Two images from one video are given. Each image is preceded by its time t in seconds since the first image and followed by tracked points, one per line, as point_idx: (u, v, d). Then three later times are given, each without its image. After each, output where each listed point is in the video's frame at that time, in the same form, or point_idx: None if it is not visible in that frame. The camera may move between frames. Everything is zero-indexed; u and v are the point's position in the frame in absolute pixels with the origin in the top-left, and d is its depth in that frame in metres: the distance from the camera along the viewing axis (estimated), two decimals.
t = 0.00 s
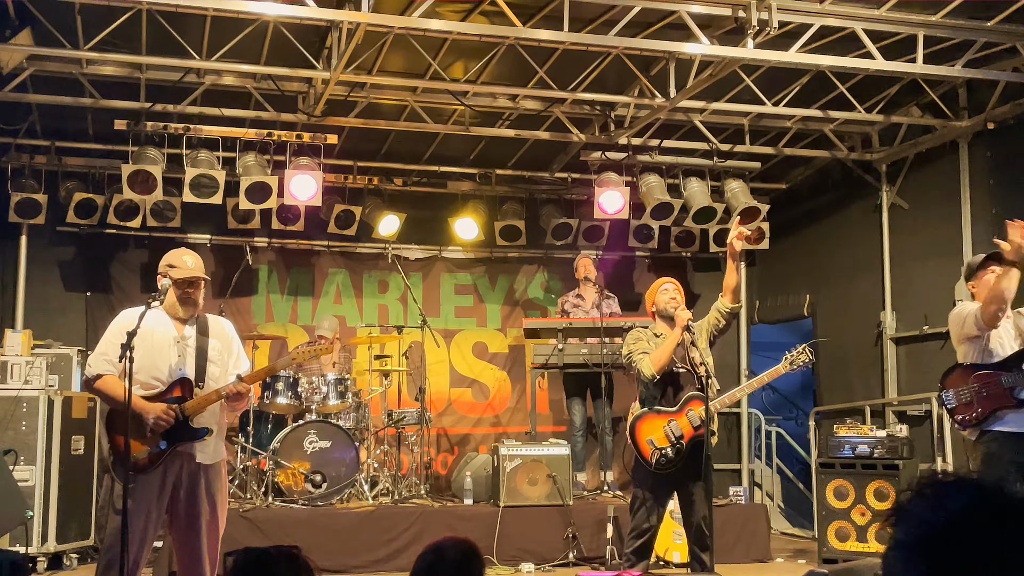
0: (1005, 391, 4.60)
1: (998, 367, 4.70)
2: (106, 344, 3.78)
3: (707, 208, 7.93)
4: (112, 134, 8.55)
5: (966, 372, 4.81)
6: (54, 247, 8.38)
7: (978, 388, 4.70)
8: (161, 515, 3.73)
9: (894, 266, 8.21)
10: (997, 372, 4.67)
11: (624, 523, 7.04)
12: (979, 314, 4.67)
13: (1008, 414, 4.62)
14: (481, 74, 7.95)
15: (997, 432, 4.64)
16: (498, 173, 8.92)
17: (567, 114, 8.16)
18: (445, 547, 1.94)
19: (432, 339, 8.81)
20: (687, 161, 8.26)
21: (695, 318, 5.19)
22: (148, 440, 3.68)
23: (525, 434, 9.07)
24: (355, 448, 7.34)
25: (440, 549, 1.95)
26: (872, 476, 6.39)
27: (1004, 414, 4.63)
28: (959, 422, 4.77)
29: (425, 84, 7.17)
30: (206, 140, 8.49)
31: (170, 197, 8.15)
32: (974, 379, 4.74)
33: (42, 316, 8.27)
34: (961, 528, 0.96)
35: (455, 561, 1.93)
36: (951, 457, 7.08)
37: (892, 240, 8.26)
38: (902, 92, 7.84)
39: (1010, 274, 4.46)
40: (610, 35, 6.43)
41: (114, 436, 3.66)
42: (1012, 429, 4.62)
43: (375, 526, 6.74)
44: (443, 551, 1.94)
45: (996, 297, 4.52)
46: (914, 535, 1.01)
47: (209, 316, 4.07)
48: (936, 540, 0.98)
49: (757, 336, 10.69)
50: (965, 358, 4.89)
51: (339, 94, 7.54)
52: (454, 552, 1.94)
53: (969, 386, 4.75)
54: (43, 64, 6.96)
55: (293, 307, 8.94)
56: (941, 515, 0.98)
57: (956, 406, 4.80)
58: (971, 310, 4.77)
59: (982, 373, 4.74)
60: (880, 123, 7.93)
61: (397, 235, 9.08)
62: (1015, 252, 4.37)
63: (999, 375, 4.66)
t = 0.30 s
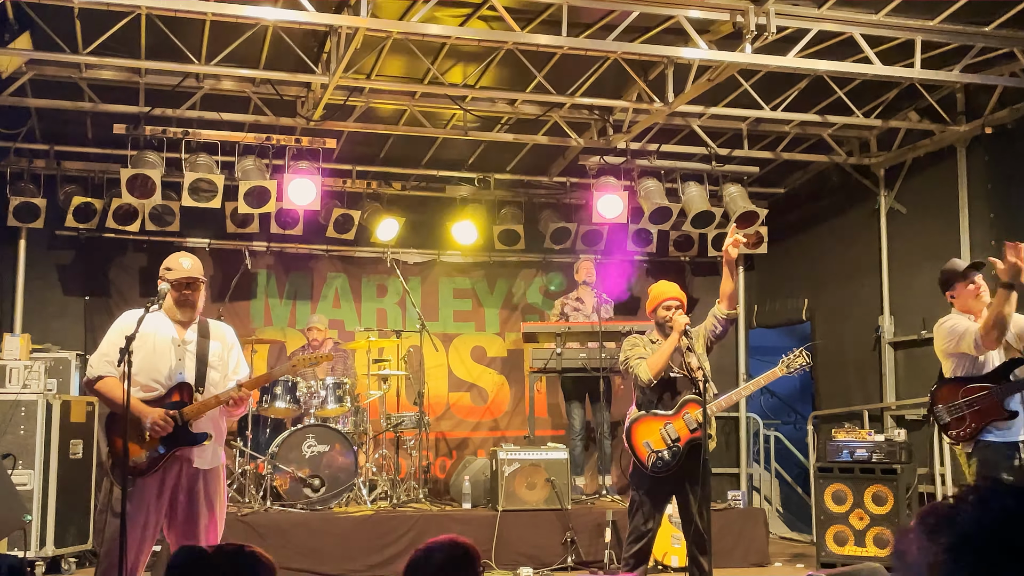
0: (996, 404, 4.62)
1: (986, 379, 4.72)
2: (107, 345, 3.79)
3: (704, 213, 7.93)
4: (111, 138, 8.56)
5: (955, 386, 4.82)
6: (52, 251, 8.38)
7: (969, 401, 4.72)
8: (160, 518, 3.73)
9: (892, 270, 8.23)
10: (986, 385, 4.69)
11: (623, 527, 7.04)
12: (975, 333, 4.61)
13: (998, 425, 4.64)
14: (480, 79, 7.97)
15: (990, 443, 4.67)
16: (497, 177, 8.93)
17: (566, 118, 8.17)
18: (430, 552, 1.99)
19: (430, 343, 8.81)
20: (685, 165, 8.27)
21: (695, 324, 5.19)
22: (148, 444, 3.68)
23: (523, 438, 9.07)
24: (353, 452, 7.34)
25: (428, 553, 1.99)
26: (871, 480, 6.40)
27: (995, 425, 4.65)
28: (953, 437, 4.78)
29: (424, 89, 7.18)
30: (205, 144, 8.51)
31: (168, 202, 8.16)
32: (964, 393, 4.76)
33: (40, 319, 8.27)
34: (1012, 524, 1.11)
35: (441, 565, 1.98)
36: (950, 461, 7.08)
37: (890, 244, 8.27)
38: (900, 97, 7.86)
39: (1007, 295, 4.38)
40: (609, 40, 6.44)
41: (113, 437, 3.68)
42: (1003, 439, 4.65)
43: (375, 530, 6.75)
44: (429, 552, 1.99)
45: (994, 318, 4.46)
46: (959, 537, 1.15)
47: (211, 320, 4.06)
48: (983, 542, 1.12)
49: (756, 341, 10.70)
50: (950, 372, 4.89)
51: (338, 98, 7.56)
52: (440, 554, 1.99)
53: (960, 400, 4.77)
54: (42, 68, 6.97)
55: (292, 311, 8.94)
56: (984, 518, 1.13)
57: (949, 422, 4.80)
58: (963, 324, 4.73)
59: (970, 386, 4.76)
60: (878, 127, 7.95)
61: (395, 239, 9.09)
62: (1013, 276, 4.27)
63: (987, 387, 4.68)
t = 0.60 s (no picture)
0: (991, 409, 4.64)
1: (985, 384, 4.72)
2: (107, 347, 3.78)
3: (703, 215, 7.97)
4: (109, 139, 8.56)
5: (950, 390, 4.83)
6: (50, 253, 8.38)
7: (964, 405, 4.73)
8: (159, 520, 3.71)
9: (890, 273, 8.23)
10: (985, 391, 4.68)
11: (621, 529, 7.05)
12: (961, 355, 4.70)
13: (993, 429, 4.66)
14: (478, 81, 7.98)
15: (983, 447, 4.69)
16: (495, 179, 8.93)
17: (564, 120, 8.18)
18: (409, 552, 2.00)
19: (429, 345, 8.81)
20: (683, 168, 8.28)
21: (693, 327, 5.20)
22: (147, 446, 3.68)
23: (521, 440, 9.07)
24: (351, 454, 7.35)
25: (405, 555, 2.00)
26: (869, 483, 6.38)
27: (990, 429, 4.67)
28: (946, 438, 4.77)
29: (422, 91, 7.18)
30: (204, 146, 8.51)
31: (167, 204, 8.16)
32: (959, 397, 4.77)
33: (38, 321, 8.27)
34: None
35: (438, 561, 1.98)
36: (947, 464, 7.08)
37: (888, 247, 8.28)
38: (897, 100, 7.87)
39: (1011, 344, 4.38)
40: (608, 42, 6.44)
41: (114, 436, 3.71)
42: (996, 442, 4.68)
43: (373, 532, 6.75)
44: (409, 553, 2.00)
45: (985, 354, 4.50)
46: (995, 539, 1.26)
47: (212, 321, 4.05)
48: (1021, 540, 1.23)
49: (753, 343, 10.71)
50: (944, 374, 4.89)
51: (337, 101, 7.56)
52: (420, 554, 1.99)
53: (956, 404, 4.77)
54: (40, 70, 6.97)
55: (290, 313, 8.94)
56: None
57: (941, 423, 4.81)
58: (957, 341, 4.77)
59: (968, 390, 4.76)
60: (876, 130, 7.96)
61: (393, 241, 9.09)
62: None
63: (986, 393, 4.68)
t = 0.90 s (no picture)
0: (988, 409, 4.68)
1: (986, 383, 4.74)
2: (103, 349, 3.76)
3: (701, 214, 8.06)
4: (107, 138, 8.55)
5: (952, 383, 4.84)
6: (48, 252, 8.38)
7: (962, 401, 4.76)
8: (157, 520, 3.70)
9: (887, 273, 8.24)
10: (986, 390, 4.71)
11: (618, 529, 7.05)
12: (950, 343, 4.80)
13: (988, 428, 4.71)
14: (476, 81, 7.99)
15: (974, 443, 4.74)
16: (493, 178, 8.94)
17: (562, 120, 8.17)
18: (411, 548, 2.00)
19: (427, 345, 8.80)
20: (681, 167, 8.29)
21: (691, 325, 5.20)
22: (145, 447, 3.66)
23: (518, 439, 9.07)
24: (348, 453, 7.33)
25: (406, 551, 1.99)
26: (866, 482, 6.39)
27: (985, 427, 4.71)
28: (940, 432, 4.83)
29: (420, 90, 7.17)
30: (201, 145, 8.51)
31: (164, 203, 8.16)
32: (956, 391, 4.80)
33: (36, 320, 8.26)
34: None
35: (431, 557, 1.98)
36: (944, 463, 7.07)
37: (885, 247, 8.28)
38: (895, 100, 7.88)
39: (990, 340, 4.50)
40: (605, 42, 6.44)
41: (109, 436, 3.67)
42: (990, 441, 4.72)
43: (370, 532, 6.74)
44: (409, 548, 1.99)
45: (965, 347, 4.64)
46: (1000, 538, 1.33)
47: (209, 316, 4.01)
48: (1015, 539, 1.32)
49: (751, 343, 10.71)
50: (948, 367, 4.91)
51: (334, 100, 7.57)
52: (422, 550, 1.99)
53: (955, 398, 4.80)
54: (38, 68, 6.97)
55: (287, 312, 8.94)
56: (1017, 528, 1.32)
57: (938, 416, 4.86)
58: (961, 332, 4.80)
59: (969, 387, 4.78)
60: (873, 130, 7.97)
61: (391, 241, 9.09)
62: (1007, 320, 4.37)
63: (985, 392, 4.71)
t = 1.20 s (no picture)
0: (984, 397, 4.75)
1: (984, 372, 4.81)
2: (92, 342, 3.72)
3: (700, 210, 8.02)
4: (105, 133, 8.54)
5: (953, 370, 4.94)
6: (46, 247, 8.37)
7: (960, 387, 4.85)
8: (148, 515, 3.67)
9: (886, 269, 8.23)
10: (983, 377, 4.79)
11: (616, 525, 7.05)
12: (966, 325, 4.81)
13: (982, 417, 4.78)
14: (475, 76, 7.97)
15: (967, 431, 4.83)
16: (492, 174, 8.92)
17: (561, 115, 8.15)
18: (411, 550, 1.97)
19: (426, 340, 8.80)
20: (680, 163, 8.28)
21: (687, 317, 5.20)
22: (137, 442, 3.63)
23: (517, 435, 9.07)
24: (347, 448, 7.33)
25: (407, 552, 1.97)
26: (864, 478, 6.40)
27: (978, 415, 4.79)
28: (935, 416, 4.94)
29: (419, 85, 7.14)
30: (200, 140, 8.49)
31: (162, 198, 8.15)
32: (957, 377, 4.90)
33: (34, 315, 8.26)
34: None
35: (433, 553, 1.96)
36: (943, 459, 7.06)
37: (884, 243, 8.27)
38: (895, 95, 7.86)
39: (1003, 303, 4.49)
40: (605, 37, 6.42)
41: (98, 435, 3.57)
42: (983, 430, 4.79)
43: (369, 527, 6.74)
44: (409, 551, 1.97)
45: (985, 317, 4.62)
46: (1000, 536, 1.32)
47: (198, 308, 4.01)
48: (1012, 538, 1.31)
49: (750, 339, 10.72)
50: (957, 356, 4.98)
51: (333, 95, 7.55)
52: (420, 551, 1.96)
53: (954, 384, 4.90)
54: (35, 63, 6.95)
55: (286, 308, 8.93)
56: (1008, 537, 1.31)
57: (936, 400, 4.96)
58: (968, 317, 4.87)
59: (969, 375, 4.87)
60: (872, 125, 7.95)
61: (390, 236, 9.08)
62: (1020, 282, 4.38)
63: (982, 380, 4.78)
